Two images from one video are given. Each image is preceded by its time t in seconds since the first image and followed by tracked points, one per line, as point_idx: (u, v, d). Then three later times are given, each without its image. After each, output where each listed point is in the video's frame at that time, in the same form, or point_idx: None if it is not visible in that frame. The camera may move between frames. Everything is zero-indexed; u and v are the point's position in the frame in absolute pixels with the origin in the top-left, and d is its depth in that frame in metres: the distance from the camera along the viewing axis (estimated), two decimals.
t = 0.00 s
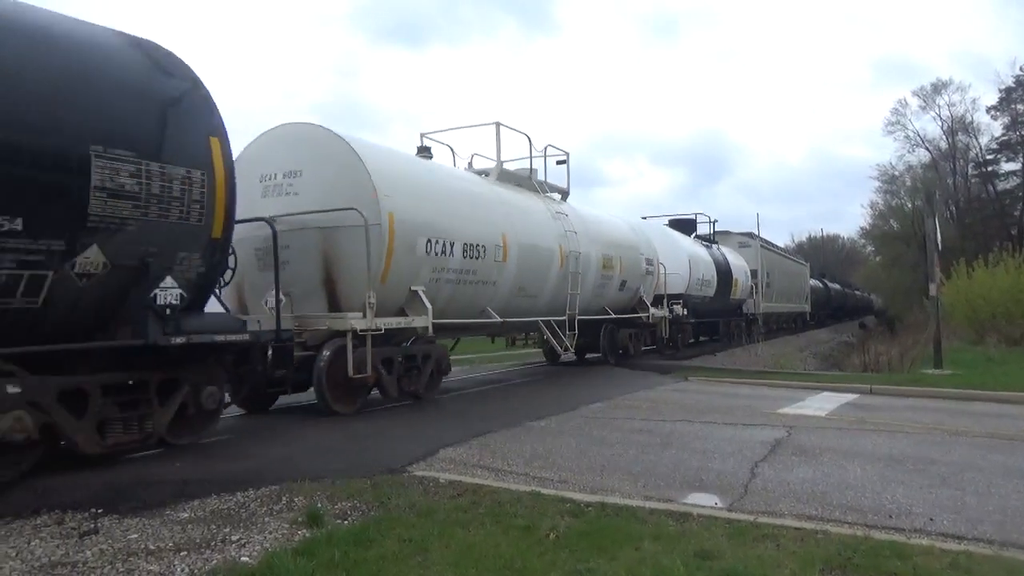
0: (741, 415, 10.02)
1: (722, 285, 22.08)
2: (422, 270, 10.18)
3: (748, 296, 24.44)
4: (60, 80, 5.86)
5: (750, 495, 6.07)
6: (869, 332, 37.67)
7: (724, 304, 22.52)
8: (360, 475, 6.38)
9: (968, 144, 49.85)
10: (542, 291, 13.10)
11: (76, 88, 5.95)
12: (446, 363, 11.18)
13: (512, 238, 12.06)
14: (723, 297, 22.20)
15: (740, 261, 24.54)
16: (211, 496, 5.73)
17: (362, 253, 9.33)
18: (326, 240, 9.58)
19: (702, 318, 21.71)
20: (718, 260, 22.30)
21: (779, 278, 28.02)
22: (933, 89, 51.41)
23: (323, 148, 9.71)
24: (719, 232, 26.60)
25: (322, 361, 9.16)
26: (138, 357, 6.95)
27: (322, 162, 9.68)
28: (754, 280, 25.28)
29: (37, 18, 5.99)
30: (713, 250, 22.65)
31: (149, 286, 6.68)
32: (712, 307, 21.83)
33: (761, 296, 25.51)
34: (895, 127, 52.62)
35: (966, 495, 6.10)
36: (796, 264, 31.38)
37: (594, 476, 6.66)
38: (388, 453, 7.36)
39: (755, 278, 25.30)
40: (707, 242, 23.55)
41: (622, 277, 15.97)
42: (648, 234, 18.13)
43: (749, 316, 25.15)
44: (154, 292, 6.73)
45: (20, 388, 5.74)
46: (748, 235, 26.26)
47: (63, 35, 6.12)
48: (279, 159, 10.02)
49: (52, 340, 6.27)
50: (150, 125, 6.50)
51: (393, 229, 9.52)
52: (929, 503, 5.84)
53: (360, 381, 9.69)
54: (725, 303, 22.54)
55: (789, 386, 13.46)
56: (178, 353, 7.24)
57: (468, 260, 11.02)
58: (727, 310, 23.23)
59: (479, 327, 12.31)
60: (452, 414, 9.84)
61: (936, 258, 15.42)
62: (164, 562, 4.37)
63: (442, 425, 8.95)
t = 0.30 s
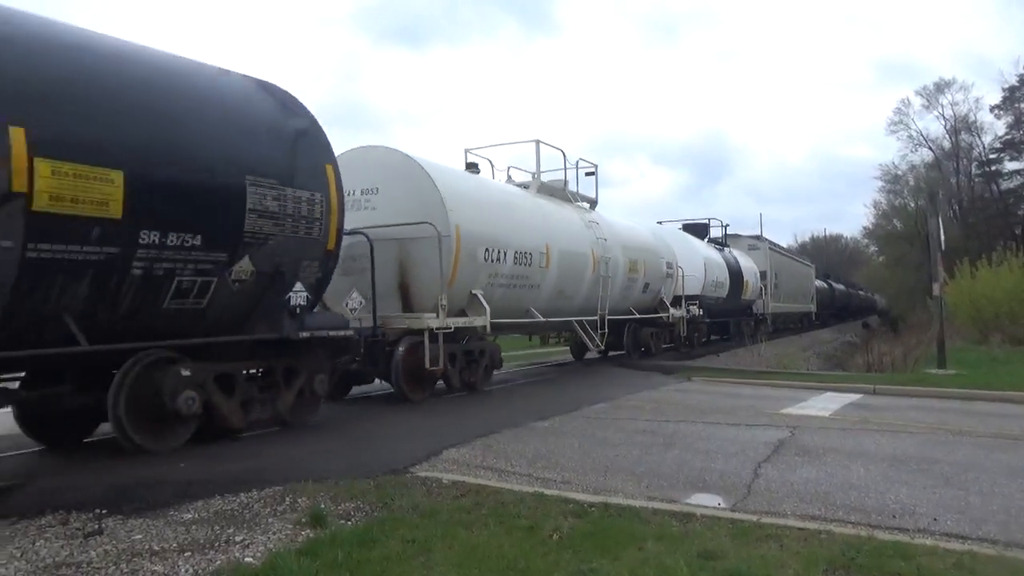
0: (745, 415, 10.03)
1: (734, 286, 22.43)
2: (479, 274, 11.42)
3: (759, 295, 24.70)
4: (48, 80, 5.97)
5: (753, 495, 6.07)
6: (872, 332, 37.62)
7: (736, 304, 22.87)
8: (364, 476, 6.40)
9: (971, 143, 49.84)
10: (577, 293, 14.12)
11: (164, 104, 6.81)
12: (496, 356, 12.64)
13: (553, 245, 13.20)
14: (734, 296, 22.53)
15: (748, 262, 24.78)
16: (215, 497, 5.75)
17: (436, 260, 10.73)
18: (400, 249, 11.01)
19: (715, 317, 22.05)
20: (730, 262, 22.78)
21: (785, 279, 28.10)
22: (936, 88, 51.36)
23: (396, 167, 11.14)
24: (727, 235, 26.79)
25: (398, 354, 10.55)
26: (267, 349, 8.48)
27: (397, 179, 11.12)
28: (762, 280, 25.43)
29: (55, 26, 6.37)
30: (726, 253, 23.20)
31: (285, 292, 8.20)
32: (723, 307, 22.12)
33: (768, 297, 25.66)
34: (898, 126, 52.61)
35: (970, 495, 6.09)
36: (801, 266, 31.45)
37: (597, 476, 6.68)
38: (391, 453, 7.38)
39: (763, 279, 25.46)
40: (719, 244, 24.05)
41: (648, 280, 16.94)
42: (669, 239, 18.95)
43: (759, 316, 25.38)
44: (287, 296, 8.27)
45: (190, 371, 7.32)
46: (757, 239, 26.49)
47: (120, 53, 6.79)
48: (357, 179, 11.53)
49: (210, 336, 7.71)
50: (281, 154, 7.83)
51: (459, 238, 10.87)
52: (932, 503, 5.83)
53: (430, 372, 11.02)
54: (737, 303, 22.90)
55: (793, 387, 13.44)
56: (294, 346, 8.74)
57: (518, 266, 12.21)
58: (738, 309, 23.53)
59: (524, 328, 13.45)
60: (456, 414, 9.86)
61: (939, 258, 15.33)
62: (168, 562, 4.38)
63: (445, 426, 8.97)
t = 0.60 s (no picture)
0: (749, 416, 10.02)
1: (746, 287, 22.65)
2: (529, 279, 12.35)
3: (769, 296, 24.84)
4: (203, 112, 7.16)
5: (757, 496, 6.07)
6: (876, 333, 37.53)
7: (748, 305, 23.07)
8: (368, 476, 6.42)
9: (976, 144, 49.75)
10: (609, 295, 15.00)
11: (281, 129, 7.93)
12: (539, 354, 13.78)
13: (589, 251, 14.11)
14: (746, 297, 22.74)
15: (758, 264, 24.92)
16: (219, 496, 5.77)
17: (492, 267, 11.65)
18: (462, 256, 11.91)
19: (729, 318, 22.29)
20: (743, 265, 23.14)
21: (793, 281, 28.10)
22: (941, 89, 51.27)
23: (456, 179, 12.06)
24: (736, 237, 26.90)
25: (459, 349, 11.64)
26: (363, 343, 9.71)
27: (457, 192, 12.06)
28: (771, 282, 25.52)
29: (185, 70, 7.37)
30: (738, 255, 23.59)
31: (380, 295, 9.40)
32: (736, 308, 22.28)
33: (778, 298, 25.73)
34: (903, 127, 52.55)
35: (975, 497, 6.07)
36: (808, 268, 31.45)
37: (601, 477, 6.69)
38: (396, 453, 7.41)
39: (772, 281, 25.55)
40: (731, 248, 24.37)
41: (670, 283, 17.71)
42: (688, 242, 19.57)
43: (770, 316, 25.49)
44: (379, 299, 9.37)
45: (307, 360, 8.60)
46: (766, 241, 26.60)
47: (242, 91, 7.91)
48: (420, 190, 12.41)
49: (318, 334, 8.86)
50: (376, 173, 9.00)
51: (513, 247, 11.77)
52: (937, 505, 5.82)
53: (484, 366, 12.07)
54: (749, 304, 23.11)
55: (797, 388, 13.42)
56: (385, 341, 9.94)
57: (561, 271, 13.14)
58: (750, 310, 23.70)
59: (563, 327, 14.30)
60: (460, 415, 9.90)
61: (944, 259, 15.29)
62: (173, 562, 4.39)
63: (449, 426, 9.00)
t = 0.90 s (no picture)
0: (753, 417, 10.01)
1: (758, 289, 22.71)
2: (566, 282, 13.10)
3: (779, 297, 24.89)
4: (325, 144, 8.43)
5: (761, 498, 6.06)
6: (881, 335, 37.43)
7: (759, 306, 23.13)
8: (372, 476, 6.44)
9: (981, 145, 49.64)
10: (637, 297, 15.60)
11: (377, 155, 9.17)
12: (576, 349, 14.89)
13: (620, 256, 14.79)
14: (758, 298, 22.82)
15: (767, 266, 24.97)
16: (224, 496, 5.78)
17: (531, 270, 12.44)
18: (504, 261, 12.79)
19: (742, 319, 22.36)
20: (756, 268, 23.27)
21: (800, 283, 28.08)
22: (946, 90, 51.18)
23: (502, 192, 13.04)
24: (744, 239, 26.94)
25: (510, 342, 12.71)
26: (432, 339, 10.86)
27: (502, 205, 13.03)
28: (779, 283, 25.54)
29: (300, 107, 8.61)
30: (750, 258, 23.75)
31: (450, 297, 10.62)
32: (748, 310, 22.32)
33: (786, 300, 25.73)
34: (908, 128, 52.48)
35: (980, 499, 6.05)
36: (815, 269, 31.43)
37: (604, 478, 6.69)
38: (400, 454, 7.42)
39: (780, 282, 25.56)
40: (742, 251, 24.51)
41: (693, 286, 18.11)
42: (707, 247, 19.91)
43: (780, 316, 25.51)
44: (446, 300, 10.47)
45: (391, 354, 9.82)
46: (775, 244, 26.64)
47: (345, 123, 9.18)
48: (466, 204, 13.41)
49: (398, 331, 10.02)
50: (450, 192, 10.30)
51: (558, 253, 12.81)
52: (942, 507, 5.81)
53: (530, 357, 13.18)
54: (761, 305, 23.19)
55: (801, 389, 13.39)
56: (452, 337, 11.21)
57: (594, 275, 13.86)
58: (761, 311, 23.75)
59: (595, 328, 14.96)
60: (465, 415, 9.93)
61: (948, 260, 15.22)
62: (177, 562, 4.40)
63: (454, 427, 9.03)
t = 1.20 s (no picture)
0: (758, 419, 9.99)
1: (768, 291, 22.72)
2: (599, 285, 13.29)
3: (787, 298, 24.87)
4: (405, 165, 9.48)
5: (765, 500, 6.05)
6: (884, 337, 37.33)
7: (770, 308, 23.15)
8: (376, 477, 6.44)
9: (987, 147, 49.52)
10: (661, 300, 15.73)
11: (447, 174, 10.17)
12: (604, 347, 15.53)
13: (647, 260, 14.96)
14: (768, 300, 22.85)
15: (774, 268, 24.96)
16: (228, 496, 5.79)
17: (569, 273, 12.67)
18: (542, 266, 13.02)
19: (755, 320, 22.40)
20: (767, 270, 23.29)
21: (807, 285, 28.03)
22: (952, 92, 51.08)
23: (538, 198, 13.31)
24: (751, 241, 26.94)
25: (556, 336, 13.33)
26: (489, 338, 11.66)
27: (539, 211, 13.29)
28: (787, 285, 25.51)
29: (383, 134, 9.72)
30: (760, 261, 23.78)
31: (507, 299, 11.45)
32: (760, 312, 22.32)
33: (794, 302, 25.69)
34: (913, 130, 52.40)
35: (985, 502, 6.03)
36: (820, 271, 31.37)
37: (608, 479, 6.68)
38: (404, 454, 7.44)
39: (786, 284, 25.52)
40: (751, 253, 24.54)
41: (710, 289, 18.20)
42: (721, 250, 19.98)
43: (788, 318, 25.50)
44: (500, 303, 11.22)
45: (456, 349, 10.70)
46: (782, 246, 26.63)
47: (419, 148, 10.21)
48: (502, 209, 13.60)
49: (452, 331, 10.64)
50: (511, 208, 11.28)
51: (594, 257, 13.06)
52: (947, 510, 5.79)
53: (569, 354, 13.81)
54: (772, 307, 23.21)
55: (805, 391, 13.36)
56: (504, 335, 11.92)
57: (625, 278, 14.05)
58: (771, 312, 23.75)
59: (621, 329, 15.05)
60: (469, 415, 9.95)
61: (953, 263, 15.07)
62: (180, 562, 4.40)
63: (459, 427, 9.05)
